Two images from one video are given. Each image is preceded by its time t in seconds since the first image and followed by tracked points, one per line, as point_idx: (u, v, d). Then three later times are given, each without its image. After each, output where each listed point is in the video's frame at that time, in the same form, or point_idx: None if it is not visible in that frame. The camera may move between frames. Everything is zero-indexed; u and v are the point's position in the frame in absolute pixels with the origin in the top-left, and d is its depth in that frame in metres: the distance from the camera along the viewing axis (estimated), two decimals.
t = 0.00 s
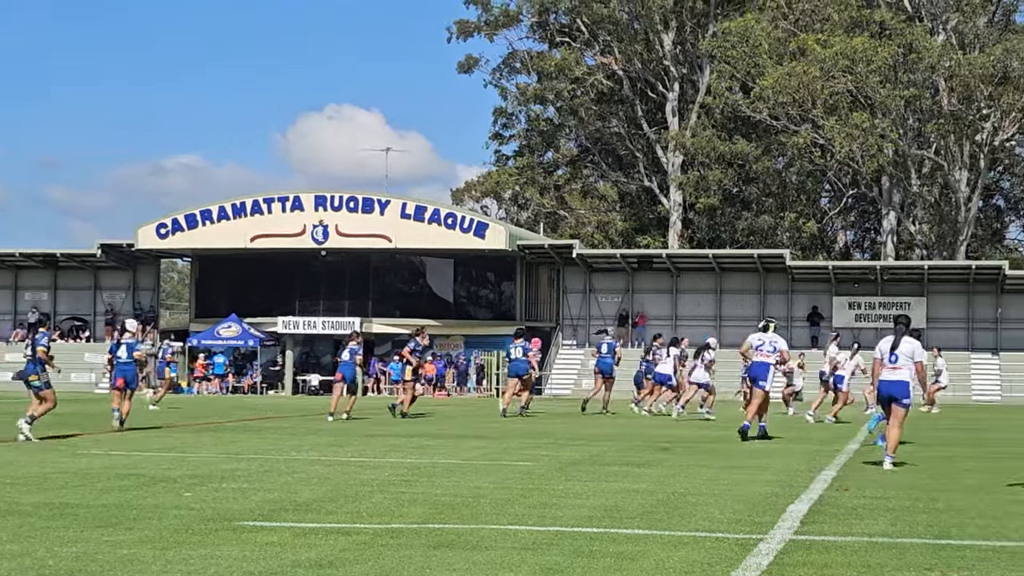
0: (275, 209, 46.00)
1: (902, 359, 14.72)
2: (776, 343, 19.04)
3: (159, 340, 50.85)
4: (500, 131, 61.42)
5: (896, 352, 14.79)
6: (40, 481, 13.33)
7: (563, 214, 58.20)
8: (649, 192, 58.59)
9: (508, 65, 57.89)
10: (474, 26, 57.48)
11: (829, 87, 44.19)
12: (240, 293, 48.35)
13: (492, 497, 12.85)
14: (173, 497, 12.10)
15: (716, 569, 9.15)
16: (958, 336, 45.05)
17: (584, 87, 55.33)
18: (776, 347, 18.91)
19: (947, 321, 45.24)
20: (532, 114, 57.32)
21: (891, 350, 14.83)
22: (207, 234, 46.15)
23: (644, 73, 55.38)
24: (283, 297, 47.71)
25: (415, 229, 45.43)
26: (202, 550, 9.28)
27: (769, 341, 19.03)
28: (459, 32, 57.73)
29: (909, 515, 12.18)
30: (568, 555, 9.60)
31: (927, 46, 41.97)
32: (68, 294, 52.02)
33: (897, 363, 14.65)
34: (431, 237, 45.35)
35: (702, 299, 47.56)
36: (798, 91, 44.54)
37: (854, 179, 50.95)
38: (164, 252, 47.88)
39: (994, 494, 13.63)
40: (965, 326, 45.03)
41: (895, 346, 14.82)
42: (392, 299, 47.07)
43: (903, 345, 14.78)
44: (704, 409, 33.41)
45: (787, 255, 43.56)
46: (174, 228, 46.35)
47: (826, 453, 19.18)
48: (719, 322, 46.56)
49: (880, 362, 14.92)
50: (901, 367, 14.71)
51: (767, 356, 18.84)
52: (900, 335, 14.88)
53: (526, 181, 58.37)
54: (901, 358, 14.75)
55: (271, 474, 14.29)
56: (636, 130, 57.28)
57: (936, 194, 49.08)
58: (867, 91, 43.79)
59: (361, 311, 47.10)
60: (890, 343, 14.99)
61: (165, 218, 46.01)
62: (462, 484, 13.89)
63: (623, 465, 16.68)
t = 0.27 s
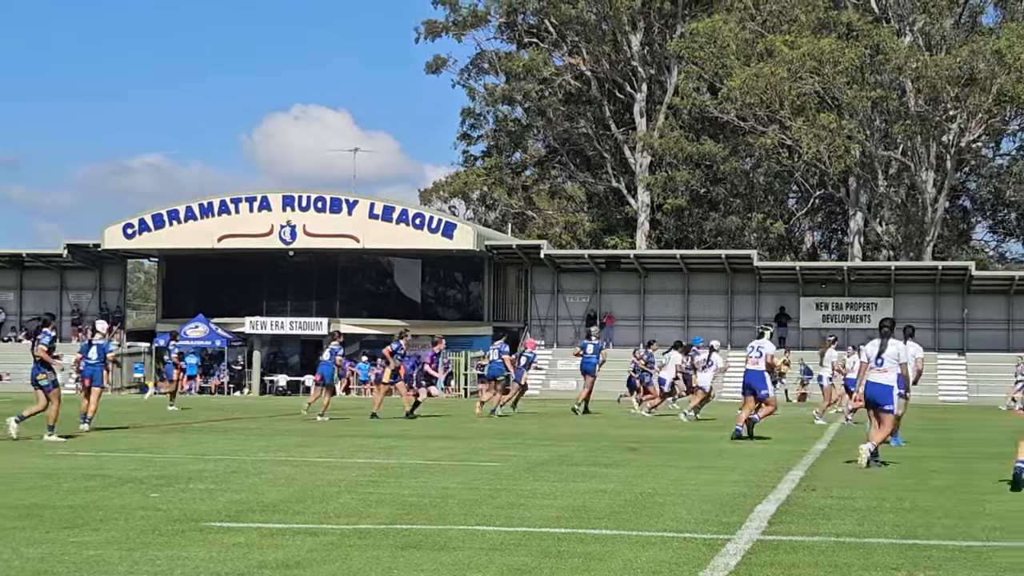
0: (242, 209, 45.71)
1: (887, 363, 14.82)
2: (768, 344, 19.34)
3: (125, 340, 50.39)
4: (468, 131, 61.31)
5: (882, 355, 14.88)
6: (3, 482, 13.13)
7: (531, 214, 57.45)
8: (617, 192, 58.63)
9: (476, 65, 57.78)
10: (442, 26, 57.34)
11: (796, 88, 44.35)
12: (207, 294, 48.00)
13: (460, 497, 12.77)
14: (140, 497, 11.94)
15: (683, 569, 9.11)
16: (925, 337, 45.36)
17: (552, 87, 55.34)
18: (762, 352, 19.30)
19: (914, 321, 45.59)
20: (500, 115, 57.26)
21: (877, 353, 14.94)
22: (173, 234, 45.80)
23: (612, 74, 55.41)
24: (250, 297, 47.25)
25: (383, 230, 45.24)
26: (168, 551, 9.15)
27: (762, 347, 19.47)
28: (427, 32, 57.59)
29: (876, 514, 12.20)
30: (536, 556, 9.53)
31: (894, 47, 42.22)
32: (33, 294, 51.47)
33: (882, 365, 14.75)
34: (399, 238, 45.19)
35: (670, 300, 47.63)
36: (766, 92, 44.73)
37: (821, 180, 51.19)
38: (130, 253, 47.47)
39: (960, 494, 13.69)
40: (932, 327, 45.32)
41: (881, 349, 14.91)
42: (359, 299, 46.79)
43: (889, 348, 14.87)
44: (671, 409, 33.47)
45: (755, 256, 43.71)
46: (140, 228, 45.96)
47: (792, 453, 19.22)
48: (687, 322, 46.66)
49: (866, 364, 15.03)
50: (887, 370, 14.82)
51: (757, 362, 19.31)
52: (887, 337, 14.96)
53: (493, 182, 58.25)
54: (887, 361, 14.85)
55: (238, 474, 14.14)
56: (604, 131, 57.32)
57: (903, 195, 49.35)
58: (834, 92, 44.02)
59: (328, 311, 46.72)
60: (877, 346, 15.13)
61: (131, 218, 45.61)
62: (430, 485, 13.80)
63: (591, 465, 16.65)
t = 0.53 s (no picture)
0: (205, 208, 45.41)
1: (869, 362, 14.95)
2: (766, 346, 19.73)
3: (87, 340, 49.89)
4: (432, 130, 61.17)
5: (866, 354, 15.02)
6: None
7: (495, 213, 58.26)
8: (581, 191, 58.67)
9: (440, 64, 57.66)
10: (406, 25, 57.16)
11: (759, 87, 44.55)
12: (170, 292, 47.66)
13: (423, 496, 12.69)
14: (102, 497, 11.79)
15: (647, 567, 9.09)
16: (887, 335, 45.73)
17: (516, 86, 55.31)
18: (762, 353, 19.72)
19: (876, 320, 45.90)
20: (463, 114, 57.17)
21: (861, 352, 15.09)
22: (136, 233, 45.46)
23: (575, 73, 55.44)
24: (213, 296, 46.96)
25: (346, 228, 45.00)
26: (131, 551, 9.03)
27: (760, 346, 19.86)
28: (390, 30, 57.39)
29: (837, 513, 12.26)
30: (500, 555, 9.47)
31: (857, 47, 42.49)
32: None
33: (864, 365, 14.91)
34: (363, 237, 44.97)
35: (634, 299, 47.74)
36: (729, 91, 44.95)
37: (784, 179, 51.46)
38: (92, 251, 47.02)
39: (921, 492, 13.78)
40: (894, 326, 45.66)
41: (865, 347, 15.04)
42: (323, 298, 46.59)
43: (872, 346, 14.98)
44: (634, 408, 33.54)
45: (719, 255, 43.91)
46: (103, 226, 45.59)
47: (754, 451, 19.31)
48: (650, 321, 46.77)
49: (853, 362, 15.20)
50: (870, 369, 14.94)
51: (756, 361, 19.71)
52: (872, 335, 15.07)
53: (457, 180, 58.17)
54: (870, 359, 14.99)
55: (201, 473, 13.99)
56: (567, 130, 57.37)
57: (866, 195, 49.67)
58: (798, 91, 44.24)
59: (292, 310, 46.50)
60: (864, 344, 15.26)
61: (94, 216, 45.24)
62: (393, 483, 13.71)
63: (554, 464, 16.63)
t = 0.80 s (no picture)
0: (166, 207, 45.07)
1: (868, 360, 15.20)
2: (768, 343, 20.01)
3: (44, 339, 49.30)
4: (393, 129, 60.98)
5: (867, 353, 15.27)
6: None
7: (456, 212, 58.18)
8: (543, 191, 58.64)
9: (401, 63, 57.50)
10: (367, 24, 56.95)
11: (720, 87, 44.78)
12: (129, 292, 47.29)
13: (385, 496, 12.62)
14: (61, 497, 11.63)
15: (609, 566, 9.07)
16: (848, 335, 46.07)
17: (477, 86, 55.25)
18: (764, 349, 20.03)
19: (836, 320, 46.22)
20: (425, 113, 57.04)
21: (865, 351, 15.35)
22: (96, 232, 45.11)
23: (537, 73, 55.44)
24: (173, 296, 46.64)
25: (308, 228, 44.75)
26: (89, 551, 8.90)
27: (761, 343, 20.20)
28: (351, 29, 57.14)
29: (799, 512, 12.31)
30: (461, 554, 9.42)
31: (818, 48, 42.75)
32: None
33: (860, 362, 15.17)
34: (324, 237, 44.74)
35: (595, 298, 47.81)
36: (690, 91, 45.16)
37: (745, 179, 51.71)
38: (50, 250, 46.51)
39: (882, 491, 13.86)
40: (855, 325, 45.99)
41: (868, 347, 15.30)
42: (284, 297, 46.33)
43: (875, 346, 15.22)
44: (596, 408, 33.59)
45: (680, 255, 44.09)
46: (63, 225, 45.20)
47: (716, 450, 19.37)
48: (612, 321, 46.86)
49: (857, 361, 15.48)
50: (869, 367, 15.17)
51: (755, 356, 19.98)
52: (877, 335, 15.31)
53: (419, 179, 58.06)
54: (871, 358, 15.23)
55: (162, 474, 13.84)
56: (529, 129, 57.35)
57: (826, 195, 50.02)
58: (758, 91, 44.48)
59: (253, 309, 46.16)
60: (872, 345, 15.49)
61: (53, 215, 44.83)
62: (355, 484, 13.63)
63: (518, 464, 16.60)
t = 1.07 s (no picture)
0: (125, 206, 44.70)
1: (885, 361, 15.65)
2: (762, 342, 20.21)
3: None
4: (354, 128, 60.71)
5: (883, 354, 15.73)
6: None
7: (417, 212, 58.25)
8: (503, 190, 58.50)
9: (362, 62, 57.24)
10: (327, 22, 56.63)
11: (681, 86, 44.95)
12: (88, 291, 46.91)
13: (345, 495, 12.52)
14: (16, 497, 11.45)
15: (569, 566, 9.03)
16: (807, 334, 46.37)
17: (438, 85, 55.11)
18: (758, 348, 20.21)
19: (796, 319, 46.51)
20: (386, 112, 56.81)
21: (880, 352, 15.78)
22: (54, 232, 44.65)
23: (498, 72, 55.35)
24: (132, 295, 46.30)
25: (268, 227, 44.44)
26: (45, 551, 8.75)
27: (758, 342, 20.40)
28: (312, 28, 56.82)
29: (758, 510, 12.34)
30: (421, 554, 9.35)
31: (778, 48, 42.97)
32: None
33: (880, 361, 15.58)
34: (284, 236, 44.48)
35: (556, 297, 47.82)
36: (651, 91, 45.30)
37: (706, 178, 51.93)
38: (6, 249, 45.94)
39: (841, 489, 13.93)
40: (815, 325, 46.27)
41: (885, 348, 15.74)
42: (244, 297, 45.99)
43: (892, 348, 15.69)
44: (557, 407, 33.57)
45: (641, 255, 44.24)
46: (20, 224, 44.76)
47: (676, 450, 19.39)
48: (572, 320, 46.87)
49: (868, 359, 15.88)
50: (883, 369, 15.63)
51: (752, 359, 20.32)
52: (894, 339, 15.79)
53: (380, 178, 57.94)
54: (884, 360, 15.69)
55: (119, 474, 13.66)
56: (490, 129, 57.25)
57: (786, 194, 50.34)
58: (719, 91, 44.65)
59: (213, 309, 45.83)
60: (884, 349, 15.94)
61: (11, 214, 44.38)
62: (314, 483, 13.51)
63: (478, 463, 16.54)
